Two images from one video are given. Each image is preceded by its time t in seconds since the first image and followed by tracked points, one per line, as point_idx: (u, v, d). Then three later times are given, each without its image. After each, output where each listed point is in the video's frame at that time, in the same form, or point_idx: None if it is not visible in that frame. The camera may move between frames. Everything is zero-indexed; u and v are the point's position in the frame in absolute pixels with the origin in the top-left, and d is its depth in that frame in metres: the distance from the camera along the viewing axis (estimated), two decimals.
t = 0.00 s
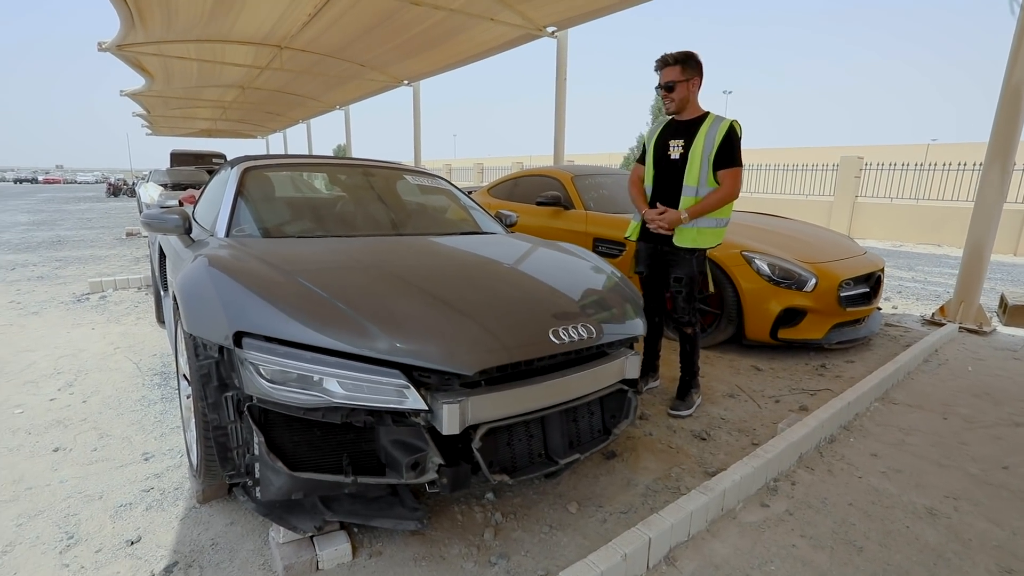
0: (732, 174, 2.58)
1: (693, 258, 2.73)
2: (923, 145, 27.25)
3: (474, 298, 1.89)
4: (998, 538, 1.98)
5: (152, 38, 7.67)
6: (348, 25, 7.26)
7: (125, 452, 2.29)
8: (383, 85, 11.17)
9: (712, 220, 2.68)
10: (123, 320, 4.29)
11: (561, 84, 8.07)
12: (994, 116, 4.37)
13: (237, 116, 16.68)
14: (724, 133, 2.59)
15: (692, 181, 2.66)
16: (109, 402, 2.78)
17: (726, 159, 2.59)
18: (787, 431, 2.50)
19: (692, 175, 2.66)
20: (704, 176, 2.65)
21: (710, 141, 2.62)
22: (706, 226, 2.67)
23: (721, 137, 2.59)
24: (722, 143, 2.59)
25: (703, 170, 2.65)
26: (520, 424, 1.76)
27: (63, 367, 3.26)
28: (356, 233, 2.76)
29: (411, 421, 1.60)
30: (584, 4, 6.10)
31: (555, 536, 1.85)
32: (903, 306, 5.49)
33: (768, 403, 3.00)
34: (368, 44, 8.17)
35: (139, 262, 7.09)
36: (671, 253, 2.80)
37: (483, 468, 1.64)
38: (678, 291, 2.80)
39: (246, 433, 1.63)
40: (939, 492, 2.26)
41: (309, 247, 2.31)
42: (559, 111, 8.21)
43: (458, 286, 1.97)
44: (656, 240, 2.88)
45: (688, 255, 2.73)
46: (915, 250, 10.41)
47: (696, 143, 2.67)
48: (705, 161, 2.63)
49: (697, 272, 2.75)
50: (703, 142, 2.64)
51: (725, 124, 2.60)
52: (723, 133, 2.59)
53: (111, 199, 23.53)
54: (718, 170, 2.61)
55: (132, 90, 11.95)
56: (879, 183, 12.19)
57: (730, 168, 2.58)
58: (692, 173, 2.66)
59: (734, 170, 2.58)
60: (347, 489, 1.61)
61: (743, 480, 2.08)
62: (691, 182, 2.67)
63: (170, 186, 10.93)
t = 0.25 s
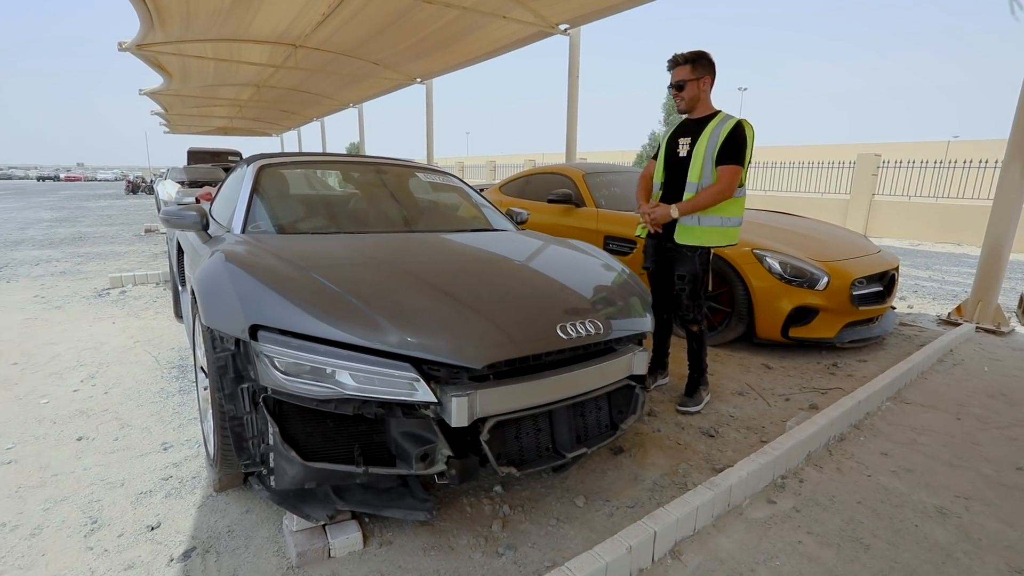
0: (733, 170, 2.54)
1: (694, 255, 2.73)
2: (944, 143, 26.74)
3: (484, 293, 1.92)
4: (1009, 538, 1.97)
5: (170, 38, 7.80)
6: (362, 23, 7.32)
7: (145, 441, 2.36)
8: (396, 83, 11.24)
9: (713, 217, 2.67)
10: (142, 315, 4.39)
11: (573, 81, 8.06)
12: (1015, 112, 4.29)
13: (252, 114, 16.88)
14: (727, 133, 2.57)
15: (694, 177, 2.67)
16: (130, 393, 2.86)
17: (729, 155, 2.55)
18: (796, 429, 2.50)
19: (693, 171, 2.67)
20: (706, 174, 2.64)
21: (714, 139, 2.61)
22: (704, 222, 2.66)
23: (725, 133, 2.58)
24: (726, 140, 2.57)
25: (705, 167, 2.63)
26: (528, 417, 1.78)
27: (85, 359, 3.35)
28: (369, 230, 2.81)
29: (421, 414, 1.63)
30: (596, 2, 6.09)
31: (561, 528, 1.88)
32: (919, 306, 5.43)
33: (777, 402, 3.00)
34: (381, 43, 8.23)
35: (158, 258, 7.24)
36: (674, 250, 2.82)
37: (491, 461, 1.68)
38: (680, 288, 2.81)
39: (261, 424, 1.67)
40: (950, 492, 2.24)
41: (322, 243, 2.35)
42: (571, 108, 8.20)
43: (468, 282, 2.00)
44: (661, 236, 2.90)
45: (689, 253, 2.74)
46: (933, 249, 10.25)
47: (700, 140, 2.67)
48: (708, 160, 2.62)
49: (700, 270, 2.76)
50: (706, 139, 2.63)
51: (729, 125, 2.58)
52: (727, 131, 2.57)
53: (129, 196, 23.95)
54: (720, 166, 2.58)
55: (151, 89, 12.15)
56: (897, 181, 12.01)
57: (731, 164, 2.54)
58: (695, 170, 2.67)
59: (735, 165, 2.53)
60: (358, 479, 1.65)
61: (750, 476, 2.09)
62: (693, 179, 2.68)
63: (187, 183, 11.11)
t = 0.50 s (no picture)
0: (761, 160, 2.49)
1: (712, 255, 2.70)
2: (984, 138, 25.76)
3: (504, 294, 1.96)
4: None
5: (203, 51, 8.09)
6: (387, 31, 7.46)
7: (180, 437, 2.47)
8: (420, 89, 11.40)
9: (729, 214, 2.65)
10: (178, 316, 4.57)
11: (596, 83, 8.06)
12: None
13: (281, 121, 17.30)
14: (741, 130, 2.55)
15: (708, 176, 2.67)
16: (166, 391, 2.99)
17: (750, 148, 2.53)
18: (820, 431, 2.46)
19: (708, 170, 2.67)
20: (720, 173, 2.64)
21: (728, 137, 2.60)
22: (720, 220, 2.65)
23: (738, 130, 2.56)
24: (739, 137, 2.56)
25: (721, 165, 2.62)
26: (547, 416, 1.81)
27: (125, 359, 3.51)
28: (393, 233, 2.88)
29: (441, 411, 1.68)
30: (618, 3, 6.09)
31: (580, 527, 1.90)
32: (954, 307, 5.26)
33: (802, 404, 2.96)
34: (405, 50, 8.37)
35: (192, 262, 7.50)
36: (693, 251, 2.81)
37: (510, 458, 1.71)
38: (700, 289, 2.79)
39: (290, 420, 1.74)
40: (982, 498, 2.19)
41: (348, 246, 2.42)
42: (594, 110, 8.20)
43: (489, 283, 2.05)
44: (682, 237, 2.90)
45: (706, 253, 2.72)
46: (971, 248, 9.89)
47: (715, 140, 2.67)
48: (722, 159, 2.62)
49: (718, 270, 2.73)
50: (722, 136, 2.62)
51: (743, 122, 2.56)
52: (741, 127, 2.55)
53: (165, 203, 24.78)
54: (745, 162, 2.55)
55: (185, 99, 12.59)
56: (933, 179, 11.63)
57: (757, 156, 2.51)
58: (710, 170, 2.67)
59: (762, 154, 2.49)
60: (381, 474, 1.70)
61: (772, 478, 2.08)
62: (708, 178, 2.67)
63: (220, 189, 11.46)
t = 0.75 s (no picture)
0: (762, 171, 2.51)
1: (712, 258, 2.71)
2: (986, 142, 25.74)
3: (502, 296, 1.96)
4: None
5: (205, 51, 8.11)
6: (388, 32, 7.47)
7: (178, 436, 2.47)
8: (421, 90, 11.41)
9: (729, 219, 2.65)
10: (178, 316, 4.57)
11: (597, 85, 8.07)
12: None
13: (283, 122, 17.32)
14: (739, 133, 2.56)
15: (707, 180, 2.67)
16: (165, 391, 2.99)
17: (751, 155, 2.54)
18: (818, 435, 2.46)
19: (706, 175, 2.67)
20: (718, 176, 2.64)
21: (727, 141, 2.60)
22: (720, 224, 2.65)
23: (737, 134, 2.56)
24: (739, 141, 2.57)
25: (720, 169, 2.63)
26: (543, 418, 1.81)
27: (125, 358, 3.52)
28: (392, 235, 2.88)
29: (438, 413, 1.68)
30: (619, 6, 6.09)
31: (576, 529, 1.90)
32: (955, 311, 5.26)
33: (800, 407, 2.96)
34: (407, 51, 8.38)
35: (193, 262, 7.51)
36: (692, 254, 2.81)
37: (506, 460, 1.71)
38: (699, 292, 2.79)
39: (287, 420, 1.75)
40: (980, 502, 2.18)
41: (347, 247, 2.43)
42: (595, 112, 8.21)
43: (487, 285, 2.05)
44: (679, 240, 2.90)
45: (706, 256, 2.72)
46: (972, 252, 9.89)
47: (711, 143, 2.67)
48: (719, 160, 2.62)
49: (718, 273, 2.73)
50: (721, 140, 2.63)
51: (742, 123, 2.56)
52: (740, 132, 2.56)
53: (167, 202, 24.81)
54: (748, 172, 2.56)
55: (188, 99, 12.62)
56: (934, 182, 11.62)
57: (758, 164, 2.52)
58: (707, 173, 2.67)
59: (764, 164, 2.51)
60: (378, 475, 1.70)
61: (768, 481, 2.08)
62: (706, 183, 2.68)
63: (221, 190, 11.48)
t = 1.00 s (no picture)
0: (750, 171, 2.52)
1: (713, 258, 2.70)
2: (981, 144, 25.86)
3: (496, 295, 1.95)
4: None
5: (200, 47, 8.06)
6: (385, 29, 7.44)
7: (170, 435, 2.45)
8: (418, 87, 11.37)
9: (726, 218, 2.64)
10: (171, 314, 4.54)
11: (594, 84, 8.06)
12: None
13: (279, 119, 17.23)
14: (741, 132, 2.56)
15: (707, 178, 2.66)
16: (157, 389, 2.97)
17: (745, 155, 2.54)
18: (812, 435, 2.46)
19: (706, 173, 2.67)
20: (719, 175, 2.64)
21: (727, 140, 2.60)
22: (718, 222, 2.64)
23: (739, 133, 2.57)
24: (739, 140, 2.57)
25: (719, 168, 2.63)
26: (537, 419, 1.80)
27: (116, 356, 3.49)
28: (387, 233, 2.86)
29: (431, 412, 1.67)
30: (617, 5, 6.08)
31: (570, 529, 1.89)
32: (949, 312, 5.27)
33: (795, 408, 2.96)
34: (403, 48, 8.35)
35: (187, 260, 7.46)
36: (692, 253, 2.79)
37: (499, 461, 1.70)
38: (699, 291, 2.78)
39: (278, 420, 1.73)
40: (973, 503, 2.18)
41: (341, 245, 2.41)
42: (592, 111, 8.20)
43: (482, 284, 2.03)
44: (678, 239, 2.90)
45: (708, 255, 2.71)
46: (966, 253, 9.93)
47: (713, 142, 2.67)
48: (722, 159, 2.62)
49: (718, 273, 2.72)
50: (722, 138, 2.62)
51: (745, 124, 2.56)
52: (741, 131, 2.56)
53: (162, 199, 24.67)
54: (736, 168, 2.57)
55: (183, 95, 12.54)
56: (929, 184, 11.66)
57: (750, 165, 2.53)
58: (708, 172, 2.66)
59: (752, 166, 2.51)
60: (370, 475, 1.69)
61: (763, 482, 2.07)
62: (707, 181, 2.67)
63: (216, 186, 11.42)
